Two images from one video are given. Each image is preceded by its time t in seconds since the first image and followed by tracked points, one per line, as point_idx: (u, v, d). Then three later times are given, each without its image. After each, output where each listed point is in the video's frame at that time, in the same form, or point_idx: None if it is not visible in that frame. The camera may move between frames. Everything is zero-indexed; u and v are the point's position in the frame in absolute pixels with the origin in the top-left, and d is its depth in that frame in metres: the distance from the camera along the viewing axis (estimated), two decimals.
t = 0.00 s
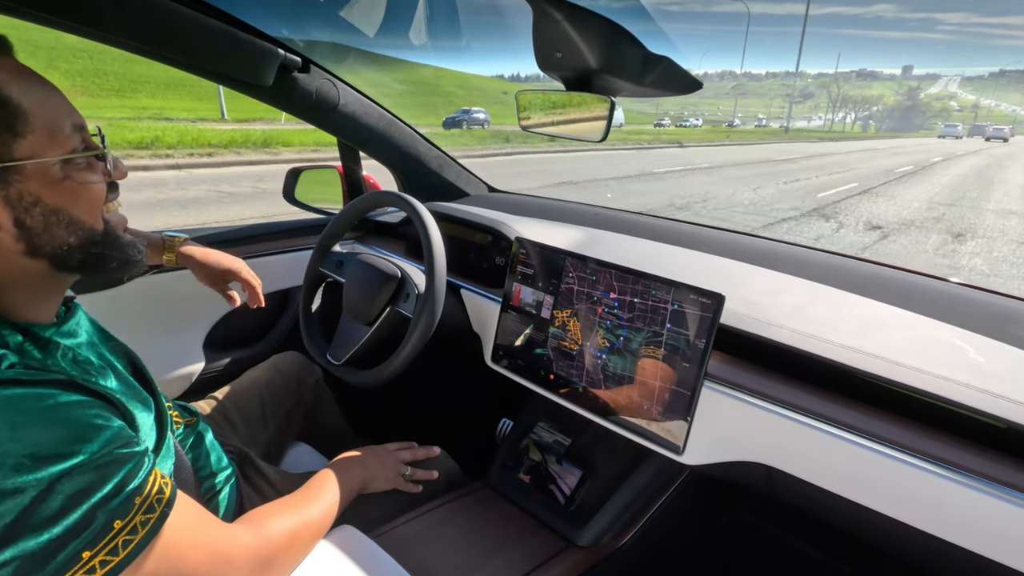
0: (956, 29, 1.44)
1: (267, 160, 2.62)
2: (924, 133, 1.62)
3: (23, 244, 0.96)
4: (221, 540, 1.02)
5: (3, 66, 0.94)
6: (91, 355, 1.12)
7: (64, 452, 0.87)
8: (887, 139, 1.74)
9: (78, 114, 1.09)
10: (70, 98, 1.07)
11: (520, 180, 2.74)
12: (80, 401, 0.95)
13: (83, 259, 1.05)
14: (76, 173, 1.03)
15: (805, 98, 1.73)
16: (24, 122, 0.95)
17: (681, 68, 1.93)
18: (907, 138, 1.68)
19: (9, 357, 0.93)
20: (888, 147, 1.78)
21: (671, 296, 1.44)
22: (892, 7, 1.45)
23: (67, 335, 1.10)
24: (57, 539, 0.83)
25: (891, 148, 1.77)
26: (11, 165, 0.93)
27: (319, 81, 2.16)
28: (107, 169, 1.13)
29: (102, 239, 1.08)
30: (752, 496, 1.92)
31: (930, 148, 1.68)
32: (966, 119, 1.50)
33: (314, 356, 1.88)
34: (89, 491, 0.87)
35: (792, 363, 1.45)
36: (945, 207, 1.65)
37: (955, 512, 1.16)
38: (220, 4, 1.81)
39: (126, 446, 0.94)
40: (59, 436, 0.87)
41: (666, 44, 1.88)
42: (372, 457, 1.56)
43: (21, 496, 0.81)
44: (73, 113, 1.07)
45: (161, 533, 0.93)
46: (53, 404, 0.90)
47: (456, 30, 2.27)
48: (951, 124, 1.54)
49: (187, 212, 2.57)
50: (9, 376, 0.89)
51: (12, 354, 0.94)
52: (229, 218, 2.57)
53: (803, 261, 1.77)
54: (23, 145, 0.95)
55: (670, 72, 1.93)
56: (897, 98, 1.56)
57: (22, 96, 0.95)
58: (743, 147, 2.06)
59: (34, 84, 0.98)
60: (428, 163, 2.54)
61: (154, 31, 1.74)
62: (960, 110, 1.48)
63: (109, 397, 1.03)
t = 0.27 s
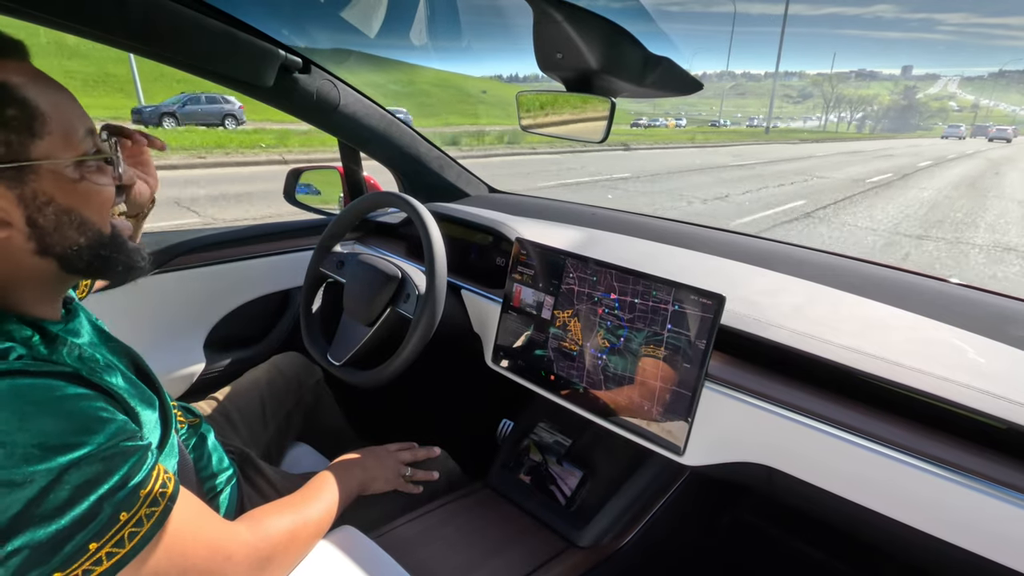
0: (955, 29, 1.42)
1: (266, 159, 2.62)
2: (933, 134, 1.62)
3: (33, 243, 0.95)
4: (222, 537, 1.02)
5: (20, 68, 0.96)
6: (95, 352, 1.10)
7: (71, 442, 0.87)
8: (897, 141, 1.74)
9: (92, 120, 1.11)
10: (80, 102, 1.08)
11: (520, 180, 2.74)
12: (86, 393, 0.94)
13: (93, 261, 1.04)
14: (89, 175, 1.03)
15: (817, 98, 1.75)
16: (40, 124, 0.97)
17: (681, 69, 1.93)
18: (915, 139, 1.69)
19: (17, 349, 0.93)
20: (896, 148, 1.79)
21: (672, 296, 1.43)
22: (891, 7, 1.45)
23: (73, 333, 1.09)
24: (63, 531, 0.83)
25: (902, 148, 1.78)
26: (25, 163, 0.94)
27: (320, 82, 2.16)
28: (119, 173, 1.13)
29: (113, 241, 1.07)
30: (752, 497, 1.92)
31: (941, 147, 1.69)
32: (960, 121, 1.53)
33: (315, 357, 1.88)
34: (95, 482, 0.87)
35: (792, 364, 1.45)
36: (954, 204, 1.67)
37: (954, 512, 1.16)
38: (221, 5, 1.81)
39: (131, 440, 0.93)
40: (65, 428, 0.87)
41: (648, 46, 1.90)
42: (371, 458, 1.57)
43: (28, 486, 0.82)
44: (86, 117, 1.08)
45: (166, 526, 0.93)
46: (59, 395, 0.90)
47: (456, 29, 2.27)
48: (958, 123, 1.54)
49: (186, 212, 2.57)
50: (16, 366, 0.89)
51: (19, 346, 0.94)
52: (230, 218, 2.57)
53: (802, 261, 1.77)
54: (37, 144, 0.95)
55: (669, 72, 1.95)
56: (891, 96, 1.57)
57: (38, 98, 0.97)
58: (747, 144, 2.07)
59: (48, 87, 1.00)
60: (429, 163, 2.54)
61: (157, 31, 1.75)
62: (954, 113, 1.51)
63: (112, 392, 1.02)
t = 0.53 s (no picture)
0: (955, 30, 1.44)
1: (264, 161, 2.60)
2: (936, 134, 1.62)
3: (36, 236, 0.95)
4: (220, 538, 1.02)
5: (24, 66, 0.97)
6: (95, 351, 1.10)
7: (68, 442, 0.87)
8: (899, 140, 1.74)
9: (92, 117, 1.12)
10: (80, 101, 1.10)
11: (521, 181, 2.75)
12: (85, 393, 0.95)
13: (93, 255, 1.04)
14: (89, 170, 1.05)
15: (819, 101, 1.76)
16: (43, 119, 0.98)
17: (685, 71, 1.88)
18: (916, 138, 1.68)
19: (16, 348, 0.93)
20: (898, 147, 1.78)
21: (672, 297, 1.43)
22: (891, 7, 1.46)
23: (73, 332, 1.09)
24: (60, 531, 0.83)
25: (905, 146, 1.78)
26: (31, 156, 0.94)
27: (320, 82, 2.17)
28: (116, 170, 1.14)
29: (112, 237, 1.07)
30: (752, 498, 1.92)
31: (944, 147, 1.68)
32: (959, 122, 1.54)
33: (314, 357, 1.88)
34: (93, 482, 0.87)
35: (791, 366, 1.45)
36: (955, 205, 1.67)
37: (953, 514, 1.16)
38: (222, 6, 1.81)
39: (129, 440, 0.94)
40: (64, 427, 0.88)
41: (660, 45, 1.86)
42: (370, 459, 1.57)
43: (26, 486, 0.81)
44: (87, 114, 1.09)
45: (164, 528, 0.93)
46: (58, 394, 0.91)
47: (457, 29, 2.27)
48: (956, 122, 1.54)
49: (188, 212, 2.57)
50: (15, 365, 0.89)
51: (18, 344, 0.94)
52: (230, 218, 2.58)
53: (801, 262, 1.77)
54: (42, 138, 0.97)
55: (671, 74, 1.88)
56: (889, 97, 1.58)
57: (42, 94, 0.99)
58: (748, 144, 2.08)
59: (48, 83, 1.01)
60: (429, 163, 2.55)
61: (160, 33, 1.76)
62: (952, 113, 1.52)
63: (110, 391, 1.02)
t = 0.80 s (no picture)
0: (954, 31, 1.42)
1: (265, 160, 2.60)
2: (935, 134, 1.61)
3: (46, 240, 0.95)
4: (222, 536, 1.02)
5: (44, 72, 0.98)
6: (100, 348, 1.10)
7: (75, 438, 0.87)
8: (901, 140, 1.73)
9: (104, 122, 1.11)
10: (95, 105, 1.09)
11: (521, 180, 2.74)
12: (92, 389, 0.94)
13: (104, 261, 1.03)
14: (101, 174, 1.04)
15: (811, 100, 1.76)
16: (58, 124, 0.98)
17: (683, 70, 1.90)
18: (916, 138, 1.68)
19: (24, 343, 0.92)
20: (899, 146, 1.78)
21: (672, 296, 1.43)
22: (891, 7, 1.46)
23: (79, 330, 1.08)
24: (65, 526, 0.83)
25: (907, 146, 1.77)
26: (44, 159, 0.94)
27: (320, 81, 2.17)
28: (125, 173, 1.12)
29: (123, 242, 1.06)
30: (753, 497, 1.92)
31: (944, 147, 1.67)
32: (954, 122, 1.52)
33: (314, 356, 1.88)
34: (99, 478, 0.87)
35: (792, 364, 1.45)
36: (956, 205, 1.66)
37: (953, 513, 1.16)
38: (223, 5, 1.81)
39: (135, 436, 0.94)
40: (71, 422, 0.87)
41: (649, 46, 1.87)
42: (371, 458, 1.57)
43: (32, 481, 0.81)
44: (99, 118, 1.09)
45: (167, 524, 0.93)
46: (65, 390, 0.90)
47: (457, 28, 2.26)
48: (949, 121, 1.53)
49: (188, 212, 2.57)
50: (22, 361, 0.88)
51: (27, 340, 0.93)
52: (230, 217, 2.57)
53: (802, 261, 1.77)
54: (56, 142, 0.96)
55: (671, 73, 1.91)
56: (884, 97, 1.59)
57: (58, 100, 0.99)
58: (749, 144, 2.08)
59: (62, 88, 1.01)
60: (429, 163, 2.54)
61: (161, 32, 1.76)
62: (947, 113, 1.50)
63: (117, 388, 1.02)
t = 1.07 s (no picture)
0: (952, 30, 1.45)
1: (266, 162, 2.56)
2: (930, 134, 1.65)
3: (48, 237, 0.95)
4: (223, 536, 1.02)
5: (44, 70, 0.98)
6: (104, 345, 1.10)
7: (76, 438, 0.86)
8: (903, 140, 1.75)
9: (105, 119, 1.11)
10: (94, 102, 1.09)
11: (521, 180, 2.75)
12: (95, 388, 0.94)
13: (104, 258, 1.04)
14: (101, 171, 1.04)
15: (806, 98, 1.78)
16: (58, 121, 0.97)
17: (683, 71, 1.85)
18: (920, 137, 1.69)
19: (25, 342, 0.92)
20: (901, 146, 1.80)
21: (672, 296, 1.43)
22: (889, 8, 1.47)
23: (83, 328, 1.08)
24: (66, 527, 0.83)
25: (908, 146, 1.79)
26: (44, 156, 0.94)
27: (321, 81, 2.17)
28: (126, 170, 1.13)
29: (123, 239, 1.06)
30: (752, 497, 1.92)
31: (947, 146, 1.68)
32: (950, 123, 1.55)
33: (314, 356, 1.88)
34: (100, 478, 0.87)
35: (792, 364, 1.45)
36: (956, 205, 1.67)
37: (953, 514, 1.16)
38: (223, 5, 1.81)
39: (137, 436, 0.93)
40: (73, 422, 0.87)
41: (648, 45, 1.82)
42: (371, 458, 1.57)
43: (32, 481, 0.81)
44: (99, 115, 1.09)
45: (168, 524, 0.93)
46: (68, 389, 0.89)
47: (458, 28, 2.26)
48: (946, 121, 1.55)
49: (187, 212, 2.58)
50: (24, 360, 0.88)
51: (29, 338, 0.93)
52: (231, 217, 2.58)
53: (801, 261, 1.77)
54: (56, 139, 0.96)
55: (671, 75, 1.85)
56: (877, 95, 1.62)
57: (58, 97, 0.99)
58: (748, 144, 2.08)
59: (61, 84, 1.01)
60: (429, 163, 2.55)
61: (161, 32, 1.76)
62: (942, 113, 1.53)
63: (120, 387, 1.01)
